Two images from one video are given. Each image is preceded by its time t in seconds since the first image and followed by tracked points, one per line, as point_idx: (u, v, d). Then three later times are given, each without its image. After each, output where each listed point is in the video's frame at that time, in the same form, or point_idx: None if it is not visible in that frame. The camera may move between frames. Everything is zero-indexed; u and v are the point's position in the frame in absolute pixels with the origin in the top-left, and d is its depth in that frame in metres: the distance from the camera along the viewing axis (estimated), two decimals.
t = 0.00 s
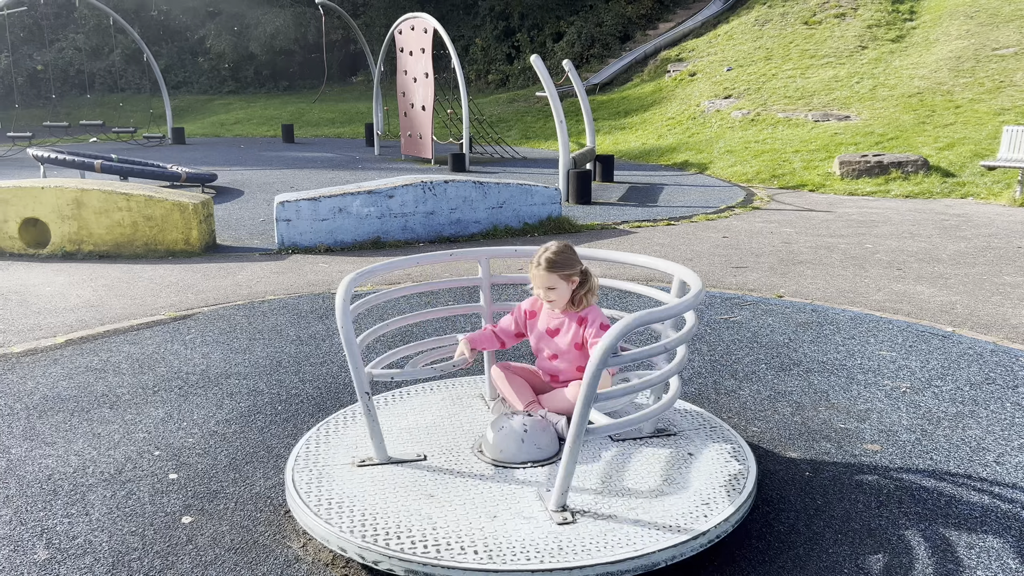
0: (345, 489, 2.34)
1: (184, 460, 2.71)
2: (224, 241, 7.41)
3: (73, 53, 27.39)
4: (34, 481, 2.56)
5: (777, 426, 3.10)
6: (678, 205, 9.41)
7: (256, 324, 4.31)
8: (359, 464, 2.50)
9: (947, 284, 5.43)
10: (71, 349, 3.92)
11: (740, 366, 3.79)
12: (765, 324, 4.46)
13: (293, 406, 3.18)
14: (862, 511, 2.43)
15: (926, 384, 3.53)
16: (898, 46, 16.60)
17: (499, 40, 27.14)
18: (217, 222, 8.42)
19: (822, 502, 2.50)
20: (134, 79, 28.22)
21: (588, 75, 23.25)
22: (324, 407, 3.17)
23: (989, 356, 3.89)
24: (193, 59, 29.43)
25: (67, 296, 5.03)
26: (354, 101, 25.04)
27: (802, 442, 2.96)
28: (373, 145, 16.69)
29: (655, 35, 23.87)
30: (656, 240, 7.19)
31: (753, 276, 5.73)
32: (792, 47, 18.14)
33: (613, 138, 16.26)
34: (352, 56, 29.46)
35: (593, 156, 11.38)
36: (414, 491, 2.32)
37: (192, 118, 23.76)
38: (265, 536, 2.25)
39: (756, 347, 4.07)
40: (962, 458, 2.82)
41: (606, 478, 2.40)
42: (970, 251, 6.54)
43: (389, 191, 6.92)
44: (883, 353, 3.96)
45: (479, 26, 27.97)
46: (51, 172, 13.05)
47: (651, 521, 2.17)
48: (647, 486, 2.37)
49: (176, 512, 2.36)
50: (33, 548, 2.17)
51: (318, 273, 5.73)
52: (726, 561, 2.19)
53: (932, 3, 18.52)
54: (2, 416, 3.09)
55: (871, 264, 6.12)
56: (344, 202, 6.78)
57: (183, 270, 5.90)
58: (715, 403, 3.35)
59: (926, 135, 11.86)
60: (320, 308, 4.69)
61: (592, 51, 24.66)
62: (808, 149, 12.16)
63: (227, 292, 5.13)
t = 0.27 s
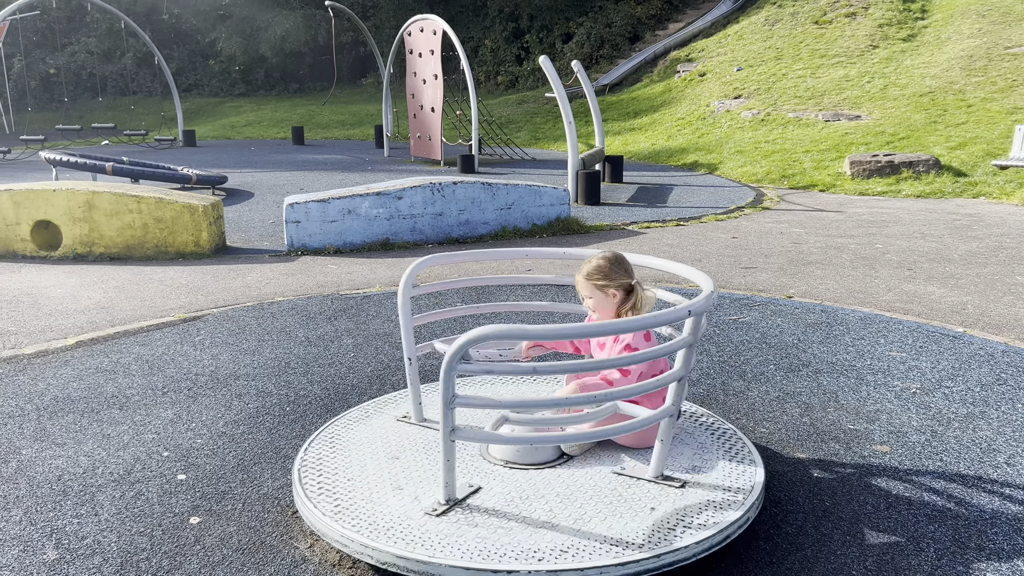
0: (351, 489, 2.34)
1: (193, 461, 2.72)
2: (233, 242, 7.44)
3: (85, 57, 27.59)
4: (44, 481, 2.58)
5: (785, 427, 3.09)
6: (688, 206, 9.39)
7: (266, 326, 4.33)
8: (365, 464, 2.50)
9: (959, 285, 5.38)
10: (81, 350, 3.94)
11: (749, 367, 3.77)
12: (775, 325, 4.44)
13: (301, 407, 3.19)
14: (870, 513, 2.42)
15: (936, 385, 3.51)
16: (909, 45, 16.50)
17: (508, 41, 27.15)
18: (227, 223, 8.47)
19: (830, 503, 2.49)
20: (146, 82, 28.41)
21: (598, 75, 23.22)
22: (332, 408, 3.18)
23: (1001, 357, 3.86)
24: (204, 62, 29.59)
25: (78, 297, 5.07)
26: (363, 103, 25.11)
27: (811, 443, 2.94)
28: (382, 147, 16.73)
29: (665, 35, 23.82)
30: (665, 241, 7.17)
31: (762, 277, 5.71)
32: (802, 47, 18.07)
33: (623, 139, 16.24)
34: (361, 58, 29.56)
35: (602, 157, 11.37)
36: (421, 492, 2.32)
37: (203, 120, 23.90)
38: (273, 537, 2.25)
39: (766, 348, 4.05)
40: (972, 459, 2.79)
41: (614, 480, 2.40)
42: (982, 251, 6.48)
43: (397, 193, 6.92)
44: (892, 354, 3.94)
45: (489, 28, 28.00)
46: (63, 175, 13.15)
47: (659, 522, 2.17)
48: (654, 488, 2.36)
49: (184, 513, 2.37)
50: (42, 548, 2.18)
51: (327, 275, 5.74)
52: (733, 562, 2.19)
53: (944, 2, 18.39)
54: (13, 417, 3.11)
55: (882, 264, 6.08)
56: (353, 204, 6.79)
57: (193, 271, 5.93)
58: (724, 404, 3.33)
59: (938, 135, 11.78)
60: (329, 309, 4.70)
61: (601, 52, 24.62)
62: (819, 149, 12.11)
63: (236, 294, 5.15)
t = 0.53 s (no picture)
0: (358, 492, 2.35)
1: (203, 463, 2.74)
2: (248, 244, 7.49)
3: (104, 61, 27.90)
4: (56, 483, 2.61)
5: (797, 431, 3.06)
6: (702, 207, 9.34)
7: (278, 328, 4.35)
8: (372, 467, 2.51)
9: (977, 286, 5.31)
10: (95, 352, 3.98)
11: (761, 369, 3.74)
12: (788, 327, 4.41)
13: (311, 409, 3.20)
14: (881, 518, 2.39)
15: (951, 388, 3.46)
16: (927, 43, 16.33)
17: (523, 42, 27.16)
18: (242, 225, 8.53)
19: (841, 507, 2.46)
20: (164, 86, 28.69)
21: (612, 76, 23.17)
22: (342, 410, 3.19)
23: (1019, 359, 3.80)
24: (221, 65, 29.83)
25: (93, 299, 5.13)
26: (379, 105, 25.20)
27: (822, 447, 2.91)
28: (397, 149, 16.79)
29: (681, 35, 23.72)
30: (679, 242, 7.14)
31: (776, 278, 5.67)
32: (819, 46, 17.94)
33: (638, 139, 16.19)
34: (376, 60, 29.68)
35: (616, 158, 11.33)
36: (427, 497, 2.32)
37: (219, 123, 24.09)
38: (280, 539, 2.26)
39: (778, 350, 4.01)
40: (986, 463, 2.76)
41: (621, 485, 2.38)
42: (1001, 252, 6.40)
43: (410, 194, 6.93)
44: (907, 356, 3.89)
45: (503, 29, 28.02)
46: (82, 178, 13.30)
47: (667, 528, 2.15)
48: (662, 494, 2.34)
49: (193, 514, 2.39)
50: (53, 549, 2.20)
51: (339, 277, 5.77)
52: (742, 568, 2.16)
53: None
54: (28, 419, 3.14)
55: (897, 265, 6.01)
56: (366, 206, 6.81)
57: (207, 274, 5.98)
58: (735, 407, 3.31)
59: (956, 134, 11.65)
60: (340, 311, 4.72)
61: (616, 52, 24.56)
62: (835, 148, 12.01)
63: (249, 296, 5.19)
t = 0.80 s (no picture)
0: (355, 502, 2.33)
1: (205, 468, 2.75)
2: (262, 247, 7.54)
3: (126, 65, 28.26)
4: (60, 487, 2.62)
5: (806, 438, 3.00)
6: (718, 208, 9.26)
7: (287, 331, 4.37)
8: (371, 476, 2.49)
9: (996, 288, 5.21)
10: (105, 355, 4.01)
11: (771, 374, 3.68)
12: (800, 331, 4.34)
13: (315, 414, 3.20)
14: (888, 528, 2.34)
15: (966, 394, 3.39)
16: (951, 41, 16.08)
17: (541, 43, 27.12)
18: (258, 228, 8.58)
19: (848, 517, 2.41)
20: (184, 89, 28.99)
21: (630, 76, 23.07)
22: (345, 415, 3.19)
23: None
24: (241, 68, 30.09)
25: (107, 302, 5.18)
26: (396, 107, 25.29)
27: (831, 455, 2.85)
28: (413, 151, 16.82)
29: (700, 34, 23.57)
30: (693, 244, 7.07)
31: (791, 280, 5.60)
32: (840, 44, 17.74)
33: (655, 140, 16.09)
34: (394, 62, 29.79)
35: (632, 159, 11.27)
36: (425, 506, 2.29)
37: (239, 125, 24.30)
38: (278, 546, 2.26)
39: (789, 354, 3.95)
40: (999, 472, 2.69)
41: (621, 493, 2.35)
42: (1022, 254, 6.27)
43: (422, 197, 6.93)
44: (921, 361, 3.82)
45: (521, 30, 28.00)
46: (103, 181, 13.47)
47: (667, 540, 2.11)
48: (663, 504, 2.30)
49: (193, 520, 2.39)
50: (52, 555, 2.21)
51: (350, 280, 5.78)
52: None
53: None
54: (36, 422, 3.17)
55: (915, 267, 5.91)
56: (378, 208, 6.82)
57: (220, 277, 6.02)
58: (743, 413, 3.26)
59: (979, 133, 11.46)
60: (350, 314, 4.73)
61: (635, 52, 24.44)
62: (855, 148, 11.86)
63: (260, 299, 5.21)
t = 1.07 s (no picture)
0: (350, 510, 2.32)
1: (206, 472, 2.75)
2: (276, 249, 7.58)
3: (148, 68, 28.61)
4: (61, 490, 2.64)
5: (813, 444, 2.95)
6: (734, 209, 9.17)
7: (294, 334, 4.38)
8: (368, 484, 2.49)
9: (1017, 291, 5.11)
10: (115, 358, 4.05)
11: (780, 379, 3.63)
12: (812, 335, 4.27)
13: (318, 418, 3.20)
14: (893, 538, 2.29)
15: (980, 400, 3.31)
16: (976, 38, 15.83)
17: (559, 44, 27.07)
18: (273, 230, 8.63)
19: (852, 526, 2.36)
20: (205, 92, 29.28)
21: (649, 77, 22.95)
22: (348, 419, 3.19)
23: None
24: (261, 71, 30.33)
25: (120, 305, 5.23)
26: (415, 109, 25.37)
27: (838, 462, 2.80)
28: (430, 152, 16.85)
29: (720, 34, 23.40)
30: (707, 246, 7.01)
31: (805, 283, 5.52)
32: (862, 43, 17.54)
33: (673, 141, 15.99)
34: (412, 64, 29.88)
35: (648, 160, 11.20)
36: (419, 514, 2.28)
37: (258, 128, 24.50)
38: (274, 552, 2.25)
39: (799, 359, 3.89)
40: (1011, 480, 2.62)
41: (617, 503, 2.32)
42: None
43: (434, 199, 6.93)
44: (935, 365, 3.74)
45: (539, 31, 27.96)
46: (123, 184, 13.64)
47: (661, 549, 2.08)
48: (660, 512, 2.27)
49: (190, 525, 2.40)
50: (49, 559, 2.23)
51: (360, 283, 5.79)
52: None
53: None
54: (43, 425, 3.20)
55: (933, 269, 5.82)
56: (391, 211, 6.84)
57: (232, 279, 6.06)
58: (750, 418, 3.21)
59: (1003, 132, 11.26)
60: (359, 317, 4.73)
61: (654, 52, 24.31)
62: (876, 148, 11.70)
63: (271, 301, 5.23)
